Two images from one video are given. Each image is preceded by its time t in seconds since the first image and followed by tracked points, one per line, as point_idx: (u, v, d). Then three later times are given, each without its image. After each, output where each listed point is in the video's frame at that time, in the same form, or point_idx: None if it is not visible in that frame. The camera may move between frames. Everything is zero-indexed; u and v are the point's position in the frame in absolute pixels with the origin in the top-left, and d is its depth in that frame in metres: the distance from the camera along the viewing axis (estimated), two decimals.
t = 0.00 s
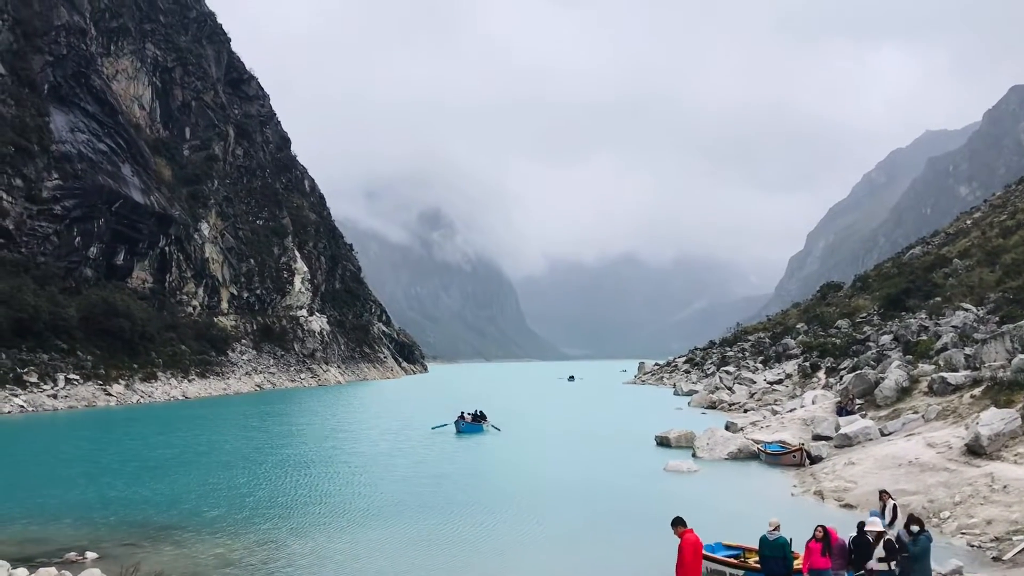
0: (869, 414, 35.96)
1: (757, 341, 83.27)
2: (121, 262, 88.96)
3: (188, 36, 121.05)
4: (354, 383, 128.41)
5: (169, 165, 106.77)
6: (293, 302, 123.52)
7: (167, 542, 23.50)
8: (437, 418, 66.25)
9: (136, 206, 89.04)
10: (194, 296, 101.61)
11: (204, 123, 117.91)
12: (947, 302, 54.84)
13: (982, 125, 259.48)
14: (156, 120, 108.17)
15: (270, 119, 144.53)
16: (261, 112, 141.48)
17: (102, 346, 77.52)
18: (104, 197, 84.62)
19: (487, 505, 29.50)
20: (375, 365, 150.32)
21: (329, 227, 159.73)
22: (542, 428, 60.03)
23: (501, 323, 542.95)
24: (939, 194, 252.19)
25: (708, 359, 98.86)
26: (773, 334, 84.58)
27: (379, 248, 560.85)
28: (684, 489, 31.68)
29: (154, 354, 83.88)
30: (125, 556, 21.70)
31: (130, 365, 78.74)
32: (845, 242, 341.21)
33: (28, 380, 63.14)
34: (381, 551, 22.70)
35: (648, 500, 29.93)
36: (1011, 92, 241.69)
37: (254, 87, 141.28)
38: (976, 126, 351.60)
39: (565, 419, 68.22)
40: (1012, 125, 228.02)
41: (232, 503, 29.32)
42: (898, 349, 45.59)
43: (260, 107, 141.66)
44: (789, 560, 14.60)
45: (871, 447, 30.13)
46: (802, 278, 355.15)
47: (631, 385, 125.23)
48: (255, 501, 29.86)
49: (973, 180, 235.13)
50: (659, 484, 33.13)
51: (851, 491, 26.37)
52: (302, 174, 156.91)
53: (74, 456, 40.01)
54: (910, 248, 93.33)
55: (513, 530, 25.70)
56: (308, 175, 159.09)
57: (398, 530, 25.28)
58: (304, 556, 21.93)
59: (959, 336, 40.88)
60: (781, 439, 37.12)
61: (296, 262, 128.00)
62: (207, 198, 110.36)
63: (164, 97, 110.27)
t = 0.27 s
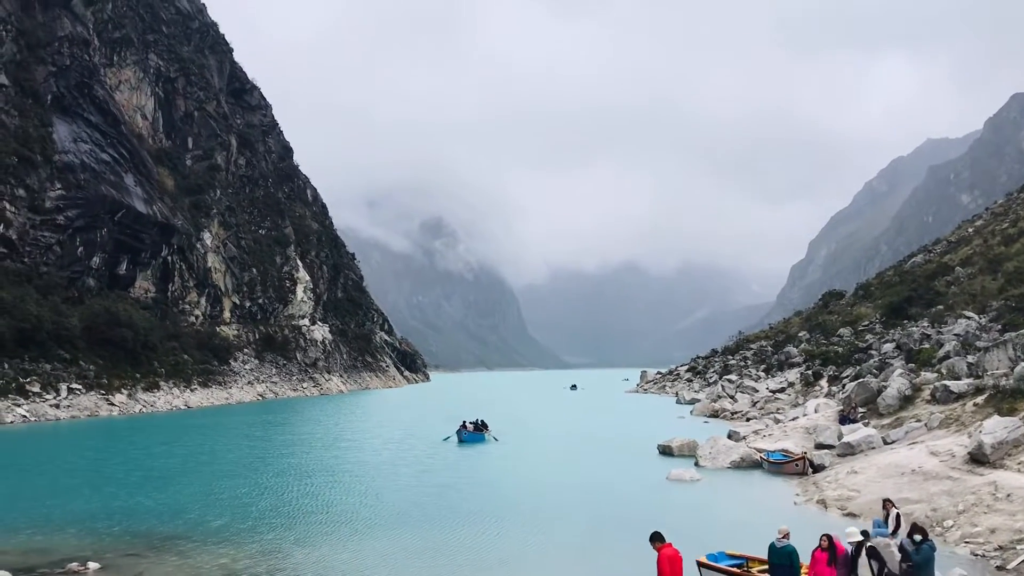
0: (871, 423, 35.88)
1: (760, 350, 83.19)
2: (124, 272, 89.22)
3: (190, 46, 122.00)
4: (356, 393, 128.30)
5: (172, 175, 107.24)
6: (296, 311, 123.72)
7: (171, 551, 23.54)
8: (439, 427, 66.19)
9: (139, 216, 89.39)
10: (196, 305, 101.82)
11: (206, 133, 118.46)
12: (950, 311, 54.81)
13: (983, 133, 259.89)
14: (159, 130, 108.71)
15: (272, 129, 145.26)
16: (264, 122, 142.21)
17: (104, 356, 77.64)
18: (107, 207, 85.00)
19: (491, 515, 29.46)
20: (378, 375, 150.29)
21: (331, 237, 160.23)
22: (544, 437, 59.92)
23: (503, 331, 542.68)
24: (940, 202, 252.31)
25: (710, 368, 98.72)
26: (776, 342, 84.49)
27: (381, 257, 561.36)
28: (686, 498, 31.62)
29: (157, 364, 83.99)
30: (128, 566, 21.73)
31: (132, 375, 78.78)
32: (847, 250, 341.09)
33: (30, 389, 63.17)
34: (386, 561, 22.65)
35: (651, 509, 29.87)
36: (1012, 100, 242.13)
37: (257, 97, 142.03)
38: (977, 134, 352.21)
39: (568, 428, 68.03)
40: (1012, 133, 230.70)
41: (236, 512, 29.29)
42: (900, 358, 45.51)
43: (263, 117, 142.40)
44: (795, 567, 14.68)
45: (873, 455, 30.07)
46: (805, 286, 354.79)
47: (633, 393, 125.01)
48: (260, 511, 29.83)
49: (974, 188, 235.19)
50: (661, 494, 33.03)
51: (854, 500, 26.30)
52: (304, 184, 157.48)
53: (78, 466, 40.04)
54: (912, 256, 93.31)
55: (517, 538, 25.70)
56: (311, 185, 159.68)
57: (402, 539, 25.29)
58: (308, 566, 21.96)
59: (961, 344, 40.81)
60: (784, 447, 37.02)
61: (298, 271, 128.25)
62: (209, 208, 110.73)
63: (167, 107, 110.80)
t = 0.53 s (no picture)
0: (875, 435, 35.75)
1: (763, 361, 82.98)
2: (127, 285, 89.48)
3: (193, 60, 123.01)
4: (359, 405, 128.08)
5: (175, 188, 107.73)
6: (298, 324, 123.84)
7: (174, 565, 23.52)
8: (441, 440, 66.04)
9: (141, 229, 89.69)
10: (199, 318, 101.99)
11: (209, 146, 119.12)
12: (953, 322, 54.71)
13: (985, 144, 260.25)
14: (161, 144, 109.33)
15: (275, 142, 146.09)
16: (267, 135, 143.03)
17: (107, 370, 77.73)
18: (110, 221, 85.26)
19: (494, 528, 29.35)
20: (380, 387, 150.07)
21: (333, 249, 160.65)
22: (547, 450, 59.71)
23: (505, 344, 542.04)
24: (942, 213, 252.27)
25: (713, 380, 98.44)
26: (779, 354, 84.30)
27: (383, 269, 561.91)
28: (689, 510, 31.49)
29: (160, 377, 84.07)
30: None
31: (135, 388, 78.80)
32: (850, 261, 340.69)
33: (33, 403, 63.15)
34: (392, 575, 22.56)
35: (655, 522, 29.74)
36: (1014, 112, 242.65)
37: (259, 111, 142.93)
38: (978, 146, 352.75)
39: (570, 440, 67.77)
40: (1014, 144, 231.05)
41: (242, 526, 29.22)
42: (904, 369, 45.38)
43: (266, 130, 143.24)
44: None
45: (877, 467, 29.94)
46: (808, 297, 354.17)
47: (637, 406, 124.58)
48: (265, 524, 29.74)
49: (977, 199, 235.14)
50: (665, 507, 32.88)
51: (858, 512, 26.18)
52: (307, 197, 158.14)
53: (82, 479, 40.01)
54: (915, 267, 93.21)
55: (521, 552, 25.60)
56: (313, 198, 160.32)
57: (406, 553, 25.21)
58: None
59: (964, 355, 40.70)
60: (787, 460, 36.85)
61: (301, 284, 128.37)
62: (212, 221, 111.14)
63: (170, 121, 111.48)
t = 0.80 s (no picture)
0: (879, 448, 35.56)
1: (766, 375, 82.68)
2: (130, 300, 89.71)
3: (197, 76, 124.11)
4: (361, 420, 127.79)
5: (177, 203, 108.26)
6: (301, 338, 123.92)
7: None
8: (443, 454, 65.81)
9: (144, 244, 90.03)
10: (202, 333, 102.10)
11: (212, 161, 119.78)
12: (956, 335, 54.57)
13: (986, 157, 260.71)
14: (165, 159, 109.97)
15: (278, 157, 146.89)
16: (269, 150, 143.85)
17: (109, 385, 77.80)
18: (113, 236, 85.62)
19: (499, 543, 29.21)
20: (383, 402, 149.75)
21: (336, 263, 161.13)
22: (550, 465, 59.45)
23: (508, 357, 541.14)
24: (945, 226, 252.35)
25: (716, 393, 98.11)
26: (782, 367, 84.07)
27: (386, 284, 561.66)
28: (693, 525, 31.28)
29: (162, 392, 84.06)
30: None
31: (138, 403, 78.77)
32: (852, 274, 340.41)
33: (36, 418, 63.05)
34: None
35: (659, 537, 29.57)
36: (1015, 125, 243.30)
37: (262, 126, 143.87)
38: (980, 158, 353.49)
39: (574, 455, 67.44)
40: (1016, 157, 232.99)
41: (246, 541, 29.13)
42: (907, 382, 45.21)
43: (268, 145, 144.10)
44: None
45: (882, 481, 29.75)
46: (811, 311, 353.58)
47: (640, 419, 124.09)
48: (270, 539, 29.65)
49: (979, 211, 235.17)
50: (671, 520, 32.62)
51: (862, 527, 26.00)
52: (310, 211, 158.79)
53: (85, 495, 39.91)
54: (917, 280, 93.12)
55: (526, 568, 25.46)
56: (316, 212, 160.94)
57: (410, 568, 25.09)
58: None
59: (968, 368, 40.56)
60: (791, 474, 36.64)
61: (303, 299, 128.33)
62: (215, 236, 111.58)
63: (173, 136, 112.16)
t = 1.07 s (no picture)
0: (882, 462, 35.39)
1: (768, 389, 82.42)
2: (132, 314, 89.87)
3: (200, 91, 125.04)
4: (363, 434, 127.42)
5: (180, 218, 108.66)
6: (303, 352, 123.90)
7: None
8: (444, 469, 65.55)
9: (146, 259, 90.49)
10: (204, 347, 102.12)
11: (215, 176, 120.38)
12: (959, 348, 54.43)
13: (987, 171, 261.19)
14: (167, 174, 110.52)
15: (280, 172, 147.61)
16: (271, 165, 144.56)
17: (110, 400, 77.79)
18: (115, 251, 86.16)
19: (502, 559, 29.06)
20: (384, 416, 149.35)
21: (338, 277, 161.47)
22: (551, 479, 59.19)
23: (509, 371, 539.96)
24: (947, 239, 252.33)
25: (718, 408, 97.77)
26: (784, 381, 83.79)
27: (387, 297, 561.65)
28: (696, 539, 31.10)
29: (164, 406, 83.97)
30: None
31: (139, 418, 78.67)
32: (855, 288, 340.03)
33: (37, 433, 62.95)
34: None
35: (663, 551, 29.40)
36: (1016, 139, 243.87)
37: (265, 141, 144.69)
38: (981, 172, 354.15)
39: (576, 470, 67.10)
40: (1017, 170, 233.66)
41: (249, 557, 29.02)
42: (910, 396, 45.05)
43: (271, 160, 144.82)
44: None
45: (885, 495, 29.59)
46: (813, 324, 352.84)
47: (642, 434, 123.56)
48: (273, 554, 29.60)
49: (980, 225, 235.18)
50: (673, 535, 32.46)
51: (866, 541, 25.85)
52: (311, 225, 159.28)
53: (88, 510, 39.82)
54: (919, 294, 93.00)
55: None
56: (318, 226, 161.44)
57: None
58: None
59: (971, 382, 40.44)
60: (794, 488, 36.44)
61: (305, 313, 128.42)
62: (217, 250, 111.93)
63: (176, 151, 112.81)
